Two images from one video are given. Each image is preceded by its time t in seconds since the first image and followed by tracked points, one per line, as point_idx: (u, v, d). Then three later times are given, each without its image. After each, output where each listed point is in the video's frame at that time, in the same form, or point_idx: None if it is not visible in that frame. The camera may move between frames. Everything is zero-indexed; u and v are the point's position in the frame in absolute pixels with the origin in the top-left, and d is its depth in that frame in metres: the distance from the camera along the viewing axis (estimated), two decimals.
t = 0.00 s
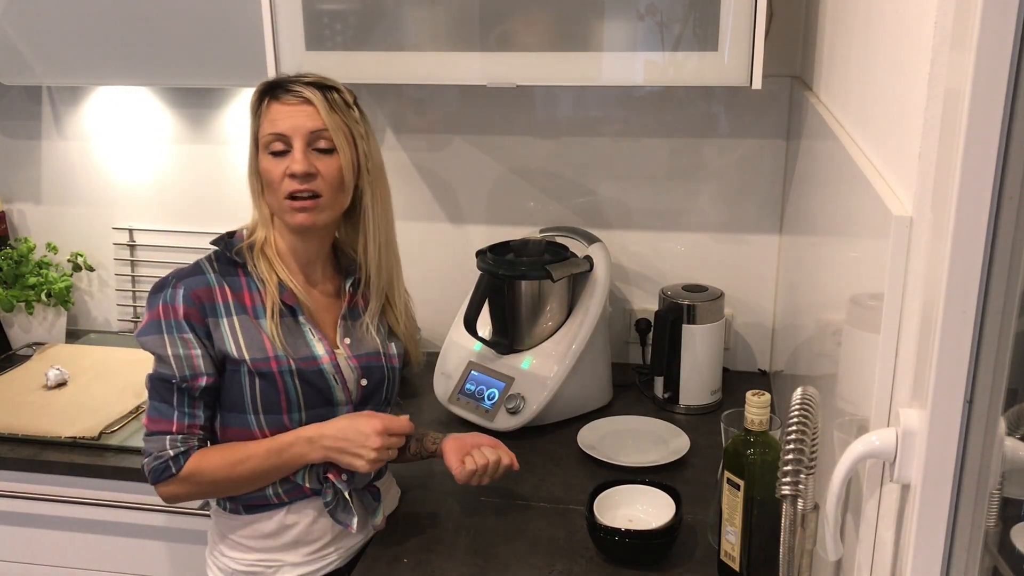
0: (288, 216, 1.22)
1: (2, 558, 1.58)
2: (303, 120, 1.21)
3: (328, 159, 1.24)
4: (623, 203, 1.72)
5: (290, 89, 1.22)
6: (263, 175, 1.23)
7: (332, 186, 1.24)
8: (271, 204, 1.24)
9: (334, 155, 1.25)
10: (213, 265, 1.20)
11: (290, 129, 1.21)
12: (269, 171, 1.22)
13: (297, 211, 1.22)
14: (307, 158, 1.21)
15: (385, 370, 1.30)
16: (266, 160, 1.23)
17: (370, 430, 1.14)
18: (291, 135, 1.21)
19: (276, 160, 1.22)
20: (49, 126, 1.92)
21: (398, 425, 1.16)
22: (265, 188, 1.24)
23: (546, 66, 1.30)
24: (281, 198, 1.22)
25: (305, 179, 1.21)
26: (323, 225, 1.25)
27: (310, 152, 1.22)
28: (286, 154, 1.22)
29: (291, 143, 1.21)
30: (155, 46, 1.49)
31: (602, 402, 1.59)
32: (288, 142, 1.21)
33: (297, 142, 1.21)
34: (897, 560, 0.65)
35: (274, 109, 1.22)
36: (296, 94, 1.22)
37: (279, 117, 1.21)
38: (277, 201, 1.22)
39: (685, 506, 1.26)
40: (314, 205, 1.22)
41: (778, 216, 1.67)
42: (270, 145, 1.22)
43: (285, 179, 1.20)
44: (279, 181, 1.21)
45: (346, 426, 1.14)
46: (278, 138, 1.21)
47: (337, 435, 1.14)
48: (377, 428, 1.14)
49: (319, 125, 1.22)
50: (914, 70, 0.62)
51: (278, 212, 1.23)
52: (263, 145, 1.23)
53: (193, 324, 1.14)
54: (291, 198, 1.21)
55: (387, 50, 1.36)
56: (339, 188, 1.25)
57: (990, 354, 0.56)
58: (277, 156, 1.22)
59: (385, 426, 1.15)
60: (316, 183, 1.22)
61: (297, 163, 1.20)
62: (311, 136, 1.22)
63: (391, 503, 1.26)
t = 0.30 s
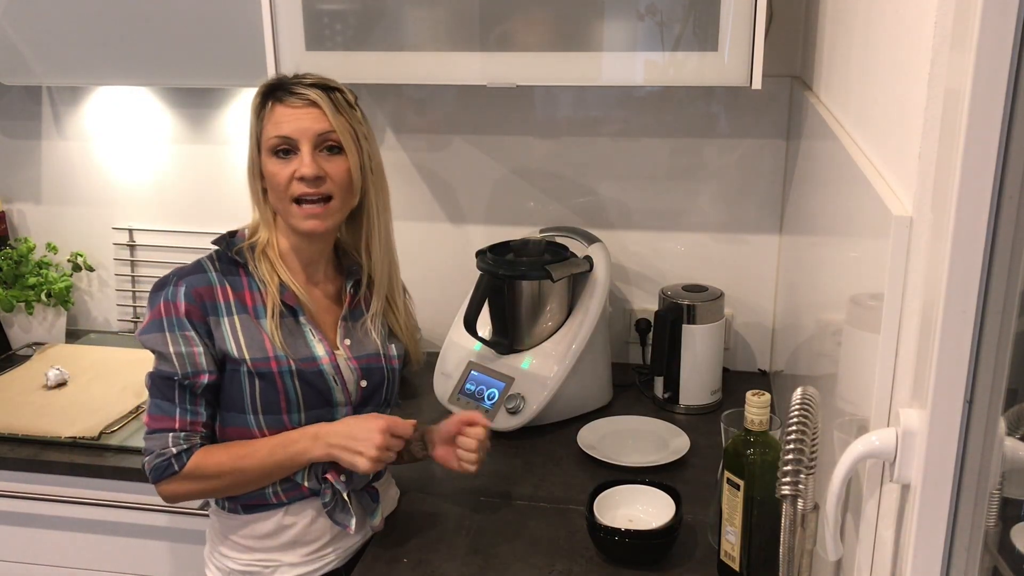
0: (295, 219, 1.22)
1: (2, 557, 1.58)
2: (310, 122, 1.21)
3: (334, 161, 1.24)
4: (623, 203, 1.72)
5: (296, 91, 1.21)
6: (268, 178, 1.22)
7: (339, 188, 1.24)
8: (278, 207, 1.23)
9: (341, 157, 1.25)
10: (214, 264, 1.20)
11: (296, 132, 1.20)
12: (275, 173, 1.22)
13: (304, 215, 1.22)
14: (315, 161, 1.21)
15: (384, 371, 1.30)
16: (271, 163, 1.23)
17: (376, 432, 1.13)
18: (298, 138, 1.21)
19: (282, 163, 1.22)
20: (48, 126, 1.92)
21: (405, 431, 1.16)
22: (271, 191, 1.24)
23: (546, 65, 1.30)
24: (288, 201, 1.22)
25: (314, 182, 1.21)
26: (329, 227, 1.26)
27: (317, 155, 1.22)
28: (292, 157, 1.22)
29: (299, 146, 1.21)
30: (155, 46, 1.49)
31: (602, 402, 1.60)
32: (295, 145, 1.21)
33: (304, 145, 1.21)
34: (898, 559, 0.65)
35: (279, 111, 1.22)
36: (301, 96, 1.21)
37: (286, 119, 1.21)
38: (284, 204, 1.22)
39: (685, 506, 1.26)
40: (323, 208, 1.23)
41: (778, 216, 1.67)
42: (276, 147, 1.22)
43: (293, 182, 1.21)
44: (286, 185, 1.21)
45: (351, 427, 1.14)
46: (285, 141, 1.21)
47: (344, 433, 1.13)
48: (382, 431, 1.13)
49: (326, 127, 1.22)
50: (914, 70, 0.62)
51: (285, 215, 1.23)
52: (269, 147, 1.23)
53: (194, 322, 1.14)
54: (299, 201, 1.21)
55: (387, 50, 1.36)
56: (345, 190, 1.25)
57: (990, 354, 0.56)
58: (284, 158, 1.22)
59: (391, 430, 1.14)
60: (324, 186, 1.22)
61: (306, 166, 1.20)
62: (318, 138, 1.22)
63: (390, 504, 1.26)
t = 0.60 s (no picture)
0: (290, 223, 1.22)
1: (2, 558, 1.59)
2: (305, 128, 1.21)
3: (330, 166, 1.24)
4: (623, 203, 1.72)
5: (292, 94, 1.21)
6: (265, 180, 1.23)
7: (334, 193, 1.24)
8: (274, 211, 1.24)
9: (336, 161, 1.25)
10: (214, 263, 1.20)
11: (291, 137, 1.20)
12: (271, 177, 1.22)
13: (299, 220, 1.22)
14: (310, 166, 1.21)
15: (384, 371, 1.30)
16: (268, 167, 1.23)
17: (387, 435, 1.13)
18: (293, 142, 1.21)
19: (278, 166, 1.22)
20: (48, 126, 1.92)
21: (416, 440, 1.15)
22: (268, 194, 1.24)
23: (546, 65, 1.30)
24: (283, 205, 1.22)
25: (307, 188, 1.21)
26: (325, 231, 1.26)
27: (312, 160, 1.22)
28: (288, 161, 1.22)
29: (294, 150, 1.21)
30: (155, 46, 1.49)
31: (602, 402, 1.59)
32: (290, 149, 1.21)
33: (299, 149, 1.21)
34: (897, 560, 0.65)
35: (276, 115, 1.21)
36: (298, 100, 1.21)
37: (282, 123, 1.21)
38: (279, 207, 1.22)
39: (685, 506, 1.26)
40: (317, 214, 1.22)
41: (778, 216, 1.67)
42: (272, 150, 1.22)
43: (287, 186, 1.21)
44: (281, 189, 1.21)
45: (362, 429, 1.14)
46: (280, 145, 1.21)
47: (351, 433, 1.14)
48: (393, 435, 1.14)
49: (322, 132, 1.22)
50: (914, 70, 0.62)
51: (282, 218, 1.23)
52: (266, 150, 1.23)
53: (196, 321, 1.14)
54: (293, 205, 1.21)
55: (387, 50, 1.36)
56: (341, 195, 1.25)
57: (990, 354, 0.56)
58: (280, 162, 1.22)
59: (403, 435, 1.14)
60: (319, 191, 1.22)
61: (299, 171, 1.20)
62: (313, 143, 1.22)
63: (390, 504, 1.26)
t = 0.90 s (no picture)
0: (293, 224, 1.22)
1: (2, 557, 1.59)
2: (313, 128, 1.21)
3: (336, 167, 1.24)
4: (623, 203, 1.72)
5: (299, 95, 1.21)
6: (270, 181, 1.22)
7: (341, 194, 1.25)
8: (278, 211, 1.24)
9: (342, 162, 1.25)
10: (213, 264, 1.20)
11: (299, 138, 1.20)
12: (276, 177, 1.22)
13: (304, 221, 1.22)
14: (318, 167, 1.21)
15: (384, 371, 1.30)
16: (273, 167, 1.23)
17: (369, 464, 1.11)
18: (300, 143, 1.21)
19: (284, 167, 1.22)
20: (48, 126, 1.92)
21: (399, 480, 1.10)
22: (271, 194, 1.24)
23: (546, 65, 1.30)
24: (289, 205, 1.22)
25: (315, 189, 1.21)
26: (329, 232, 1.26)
27: (318, 161, 1.22)
28: (294, 161, 1.22)
29: (301, 151, 1.21)
30: (155, 46, 1.49)
31: (602, 402, 1.60)
32: (297, 150, 1.21)
33: (306, 150, 1.21)
34: (897, 560, 0.65)
35: (282, 115, 1.21)
36: (305, 101, 1.21)
37: (289, 124, 1.21)
38: (284, 209, 1.22)
39: (685, 506, 1.26)
40: (322, 215, 1.23)
41: (778, 216, 1.67)
42: (277, 151, 1.22)
43: (294, 187, 1.21)
44: (287, 190, 1.21)
45: (352, 453, 1.13)
46: (287, 146, 1.21)
47: (338, 453, 1.13)
48: (378, 465, 1.12)
49: (329, 133, 1.22)
50: (914, 70, 0.62)
51: (285, 219, 1.23)
52: (270, 150, 1.23)
53: (192, 323, 1.14)
54: (300, 206, 1.22)
55: (386, 50, 1.36)
56: (346, 197, 1.26)
57: (990, 354, 0.56)
58: (285, 163, 1.22)
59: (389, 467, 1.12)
60: (326, 192, 1.22)
61: (307, 172, 1.20)
62: (320, 144, 1.22)
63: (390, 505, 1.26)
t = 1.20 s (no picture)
0: (279, 219, 1.22)
1: (2, 557, 1.59)
2: (296, 123, 1.21)
3: (323, 162, 1.24)
4: (623, 203, 1.72)
5: (286, 90, 1.21)
6: (259, 176, 1.23)
7: (327, 189, 1.24)
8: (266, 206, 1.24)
9: (329, 157, 1.24)
10: (213, 259, 1.20)
11: (282, 132, 1.21)
12: (264, 172, 1.22)
13: (289, 215, 1.22)
14: (302, 161, 1.21)
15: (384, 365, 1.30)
16: (262, 162, 1.24)
17: (376, 443, 1.17)
18: (285, 138, 1.21)
19: (271, 162, 1.22)
20: (48, 126, 1.92)
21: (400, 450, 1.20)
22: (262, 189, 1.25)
23: (546, 65, 1.30)
24: (275, 200, 1.22)
25: (299, 183, 1.21)
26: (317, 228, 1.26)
27: (304, 156, 1.22)
28: (281, 157, 1.22)
29: (287, 146, 1.21)
30: (155, 46, 1.49)
31: (602, 403, 1.60)
32: (283, 145, 1.22)
33: (292, 145, 1.21)
34: (897, 559, 0.65)
35: (270, 110, 1.22)
36: (291, 96, 1.21)
37: (276, 119, 1.21)
38: (271, 203, 1.22)
39: (685, 506, 1.26)
40: (308, 210, 1.22)
41: (778, 216, 1.67)
42: (266, 146, 1.23)
43: (280, 181, 1.21)
44: (273, 184, 1.21)
45: (356, 433, 1.17)
46: (274, 141, 1.22)
47: (343, 436, 1.15)
48: (384, 444, 1.18)
49: (314, 128, 1.22)
50: (914, 70, 0.62)
51: (273, 213, 1.24)
52: (260, 146, 1.24)
53: (193, 318, 1.14)
54: (285, 200, 1.22)
55: (386, 50, 1.36)
56: (333, 192, 1.25)
57: (990, 355, 0.56)
58: (273, 158, 1.23)
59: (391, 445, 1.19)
60: (310, 186, 1.22)
61: (291, 166, 1.20)
62: (304, 139, 1.22)
63: (389, 504, 1.26)
